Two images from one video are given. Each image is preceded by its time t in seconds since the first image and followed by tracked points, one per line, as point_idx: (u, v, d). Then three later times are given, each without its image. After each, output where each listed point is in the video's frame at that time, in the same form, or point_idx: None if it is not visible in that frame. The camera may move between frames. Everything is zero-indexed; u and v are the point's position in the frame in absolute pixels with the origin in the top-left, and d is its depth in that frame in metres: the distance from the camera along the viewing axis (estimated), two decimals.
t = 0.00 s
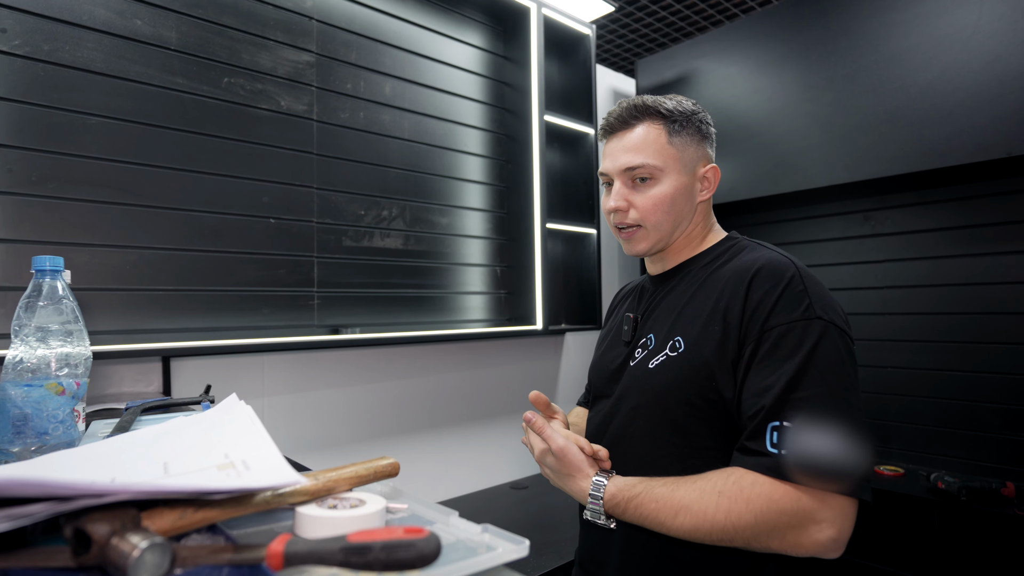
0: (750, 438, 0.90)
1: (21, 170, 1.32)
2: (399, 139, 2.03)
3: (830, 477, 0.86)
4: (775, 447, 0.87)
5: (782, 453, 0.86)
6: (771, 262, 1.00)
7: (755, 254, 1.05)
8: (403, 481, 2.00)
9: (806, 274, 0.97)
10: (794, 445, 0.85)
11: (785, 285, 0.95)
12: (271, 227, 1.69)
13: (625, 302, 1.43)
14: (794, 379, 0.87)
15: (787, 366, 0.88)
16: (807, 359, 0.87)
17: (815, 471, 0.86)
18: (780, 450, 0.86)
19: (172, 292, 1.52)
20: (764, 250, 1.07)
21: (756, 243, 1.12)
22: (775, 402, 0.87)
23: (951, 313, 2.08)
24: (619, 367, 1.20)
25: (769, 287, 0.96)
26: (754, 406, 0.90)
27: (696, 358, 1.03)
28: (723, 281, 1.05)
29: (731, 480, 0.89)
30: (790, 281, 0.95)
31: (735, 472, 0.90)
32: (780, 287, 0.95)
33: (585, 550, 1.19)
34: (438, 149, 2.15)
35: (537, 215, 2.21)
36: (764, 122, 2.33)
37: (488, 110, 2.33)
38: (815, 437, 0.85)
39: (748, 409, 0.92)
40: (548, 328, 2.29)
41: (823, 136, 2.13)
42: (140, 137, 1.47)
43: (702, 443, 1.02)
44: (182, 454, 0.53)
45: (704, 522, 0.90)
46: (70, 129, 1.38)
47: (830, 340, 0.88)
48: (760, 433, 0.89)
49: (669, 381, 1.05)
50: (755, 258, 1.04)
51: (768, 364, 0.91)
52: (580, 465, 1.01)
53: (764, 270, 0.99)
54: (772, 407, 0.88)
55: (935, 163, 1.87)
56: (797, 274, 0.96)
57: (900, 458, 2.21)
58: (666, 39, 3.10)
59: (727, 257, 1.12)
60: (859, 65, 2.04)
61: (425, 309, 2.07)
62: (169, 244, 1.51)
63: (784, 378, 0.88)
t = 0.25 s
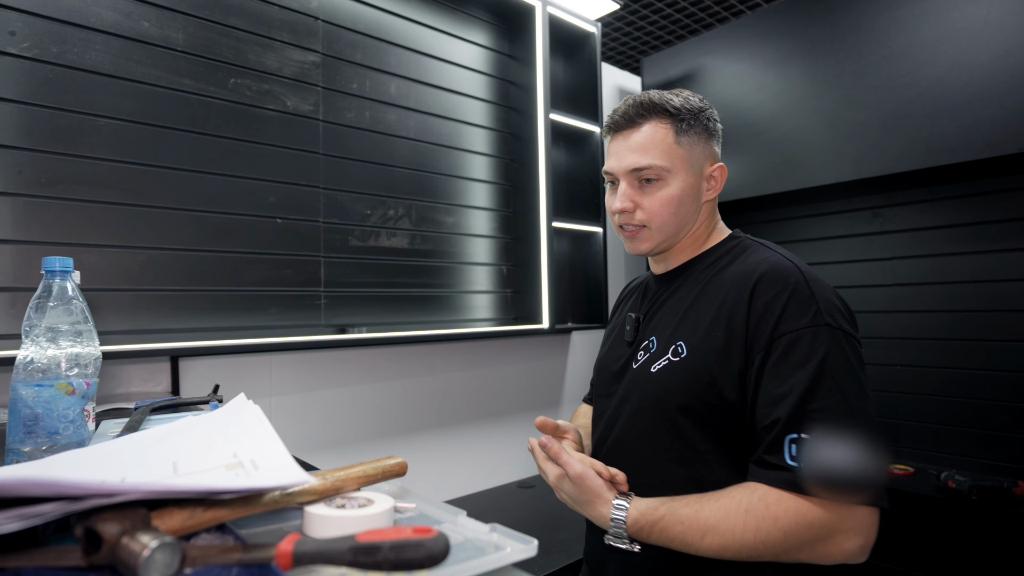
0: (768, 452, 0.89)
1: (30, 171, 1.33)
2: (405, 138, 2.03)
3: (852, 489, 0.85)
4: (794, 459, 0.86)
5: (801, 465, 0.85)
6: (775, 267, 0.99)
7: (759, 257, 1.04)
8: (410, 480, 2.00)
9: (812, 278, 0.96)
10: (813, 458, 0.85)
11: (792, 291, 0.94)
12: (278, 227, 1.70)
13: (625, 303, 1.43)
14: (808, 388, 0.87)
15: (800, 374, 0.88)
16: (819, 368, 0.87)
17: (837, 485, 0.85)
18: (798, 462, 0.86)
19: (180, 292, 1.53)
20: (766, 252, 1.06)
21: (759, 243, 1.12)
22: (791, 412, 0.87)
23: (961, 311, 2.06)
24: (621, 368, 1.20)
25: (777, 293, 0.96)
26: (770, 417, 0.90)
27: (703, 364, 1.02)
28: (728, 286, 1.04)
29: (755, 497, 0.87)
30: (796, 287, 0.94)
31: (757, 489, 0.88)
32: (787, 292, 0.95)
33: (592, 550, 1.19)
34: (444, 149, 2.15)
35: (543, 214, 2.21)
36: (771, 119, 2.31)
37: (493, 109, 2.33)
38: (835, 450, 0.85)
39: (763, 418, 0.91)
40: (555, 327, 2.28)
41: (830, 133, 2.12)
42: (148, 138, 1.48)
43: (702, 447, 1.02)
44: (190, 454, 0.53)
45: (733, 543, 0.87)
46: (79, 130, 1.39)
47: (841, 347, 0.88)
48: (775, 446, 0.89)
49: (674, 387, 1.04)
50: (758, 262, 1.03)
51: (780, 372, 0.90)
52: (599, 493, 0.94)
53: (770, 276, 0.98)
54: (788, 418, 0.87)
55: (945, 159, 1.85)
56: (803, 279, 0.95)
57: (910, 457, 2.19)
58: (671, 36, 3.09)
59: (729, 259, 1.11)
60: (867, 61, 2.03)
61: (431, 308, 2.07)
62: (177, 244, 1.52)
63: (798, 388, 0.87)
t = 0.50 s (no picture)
0: (788, 458, 0.87)
1: (46, 175, 1.34)
2: (416, 140, 2.03)
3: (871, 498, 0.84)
4: (815, 466, 0.84)
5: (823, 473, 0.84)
6: (796, 270, 0.97)
7: (778, 260, 1.03)
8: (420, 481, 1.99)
9: (833, 282, 0.94)
10: (836, 465, 0.83)
11: (813, 295, 0.92)
12: (289, 229, 1.71)
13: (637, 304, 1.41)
14: (832, 394, 0.85)
15: (823, 380, 0.86)
16: (843, 373, 0.85)
17: (858, 493, 0.84)
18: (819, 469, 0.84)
19: (193, 294, 1.54)
20: (785, 255, 1.04)
21: (777, 245, 1.10)
22: (814, 419, 0.85)
23: (981, 312, 2.02)
24: (635, 371, 1.19)
25: (798, 297, 0.94)
26: (791, 423, 0.88)
27: (721, 368, 1.00)
28: (746, 289, 1.02)
29: (776, 504, 0.86)
30: (817, 291, 0.93)
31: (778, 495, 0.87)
32: (808, 296, 0.93)
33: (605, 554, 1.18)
34: (455, 151, 2.15)
35: (554, 215, 2.20)
36: (785, 118, 2.28)
37: (504, 110, 2.32)
38: (858, 457, 0.83)
39: (784, 425, 0.90)
40: (566, 329, 2.27)
41: (846, 131, 2.08)
42: (161, 141, 1.49)
43: (719, 453, 1.00)
44: (198, 458, 0.53)
45: (753, 550, 0.86)
46: (94, 134, 1.40)
47: (864, 353, 0.86)
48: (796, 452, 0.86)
49: (691, 392, 1.03)
50: (777, 264, 1.02)
51: (802, 378, 0.88)
52: (612, 495, 0.93)
53: (790, 279, 0.97)
54: (810, 425, 0.85)
55: (964, 157, 1.81)
56: (825, 282, 0.93)
57: (929, 461, 2.15)
58: (683, 35, 3.06)
59: (747, 261, 1.10)
60: (884, 58, 1.99)
61: (442, 309, 2.06)
62: (189, 247, 1.53)
63: (821, 394, 0.85)
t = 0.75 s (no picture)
0: (792, 458, 0.85)
1: (52, 177, 1.34)
2: (421, 141, 2.02)
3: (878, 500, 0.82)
4: (821, 467, 0.82)
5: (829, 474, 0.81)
6: (808, 269, 0.95)
7: (790, 259, 1.01)
8: (425, 483, 1.98)
9: (845, 282, 0.92)
10: (843, 467, 0.81)
11: (825, 294, 0.91)
12: (294, 230, 1.70)
13: (645, 306, 1.40)
14: (841, 394, 0.83)
15: (831, 380, 0.84)
16: (852, 373, 0.83)
17: (865, 494, 0.81)
18: (826, 470, 0.82)
19: (198, 296, 1.53)
20: (796, 255, 1.02)
21: (787, 245, 1.08)
22: (821, 419, 0.83)
23: (995, 314, 1.98)
24: (642, 372, 1.17)
25: (809, 295, 0.92)
26: (798, 423, 0.86)
27: (730, 368, 0.98)
28: (757, 288, 1.01)
29: (776, 502, 0.84)
30: (828, 290, 0.91)
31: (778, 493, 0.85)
32: (817, 296, 0.91)
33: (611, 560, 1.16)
34: (461, 150, 2.14)
35: (560, 216, 2.18)
36: (795, 117, 2.25)
37: (511, 110, 2.31)
38: (867, 460, 0.81)
39: (791, 426, 0.88)
40: (573, 331, 2.25)
41: (857, 130, 2.05)
42: (166, 143, 1.49)
43: (728, 455, 0.98)
44: (191, 463, 0.52)
45: (753, 550, 0.83)
46: (99, 136, 1.40)
47: (875, 353, 0.84)
48: (802, 452, 0.84)
49: (699, 393, 1.01)
50: (788, 263, 1.00)
51: (812, 378, 0.86)
52: (608, 493, 0.89)
53: (802, 278, 0.95)
54: (817, 425, 0.83)
55: (978, 156, 1.77)
56: (837, 282, 0.91)
57: (942, 466, 2.11)
58: (691, 35, 3.04)
59: (757, 261, 1.08)
60: (896, 56, 1.96)
61: (447, 310, 2.05)
62: (194, 248, 1.53)
63: (829, 394, 0.83)
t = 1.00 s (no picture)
0: (814, 456, 0.82)
1: (54, 174, 1.34)
2: (425, 138, 2.01)
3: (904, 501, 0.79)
4: (843, 465, 0.79)
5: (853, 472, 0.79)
6: (820, 263, 0.94)
7: (800, 253, 0.99)
8: (428, 483, 1.97)
9: (858, 278, 0.91)
10: (867, 465, 0.78)
11: (839, 288, 0.89)
12: (297, 228, 1.69)
13: (648, 306, 1.38)
14: (859, 389, 0.81)
15: (849, 375, 0.82)
16: (871, 369, 0.81)
17: (891, 494, 0.78)
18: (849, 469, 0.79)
19: (200, 294, 1.53)
20: (806, 250, 1.00)
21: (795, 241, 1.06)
22: (840, 415, 0.81)
23: (1008, 314, 1.94)
24: (646, 367, 1.16)
25: (821, 289, 0.90)
26: (815, 420, 0.84)
27: (740, 363, 0.96)
28: (768, 282, 0.98)
29: (801, 506, 0.80)
30: (841, 283, 0.89)
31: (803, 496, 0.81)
32: (832, 290, 0.89)
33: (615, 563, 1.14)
34: (466, 147, 2.13)
35: (566, 214, 2.17)
36: (803, 114, 2.23)
37: (516, 107, 2.30)
38: (890, 457, 0.79)
39: (807, 423, 0.85)
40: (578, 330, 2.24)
41: (867, 128, 2.02)
42: (169, 141, 1.49)
43: (736, 453, 0.96)
44: (183, 463, 0.51)
45: (782, 558, 0.77)
46: (102, 133, 1.40)
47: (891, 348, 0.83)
48: (823, 451, 0.81)
49: (708, 389, 0.99)
50: (799, 257, 0.98)
51: (828, 373, 0.84)
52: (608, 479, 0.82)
53: (814, 272, 0.93)
54: (835, 421, 0.81)
55: (991, 154, 1.74)
56: (850, 276, 0.90)
57: (953, 468, 2.08)
58: (698, 32, 3.01)
59: (766, 255, 1.06)
60: (906, 52, 1.93)
61: (452, 309, 2.04)
62: (197, 246, 1.53)
63: (848, 390, 0.81)
